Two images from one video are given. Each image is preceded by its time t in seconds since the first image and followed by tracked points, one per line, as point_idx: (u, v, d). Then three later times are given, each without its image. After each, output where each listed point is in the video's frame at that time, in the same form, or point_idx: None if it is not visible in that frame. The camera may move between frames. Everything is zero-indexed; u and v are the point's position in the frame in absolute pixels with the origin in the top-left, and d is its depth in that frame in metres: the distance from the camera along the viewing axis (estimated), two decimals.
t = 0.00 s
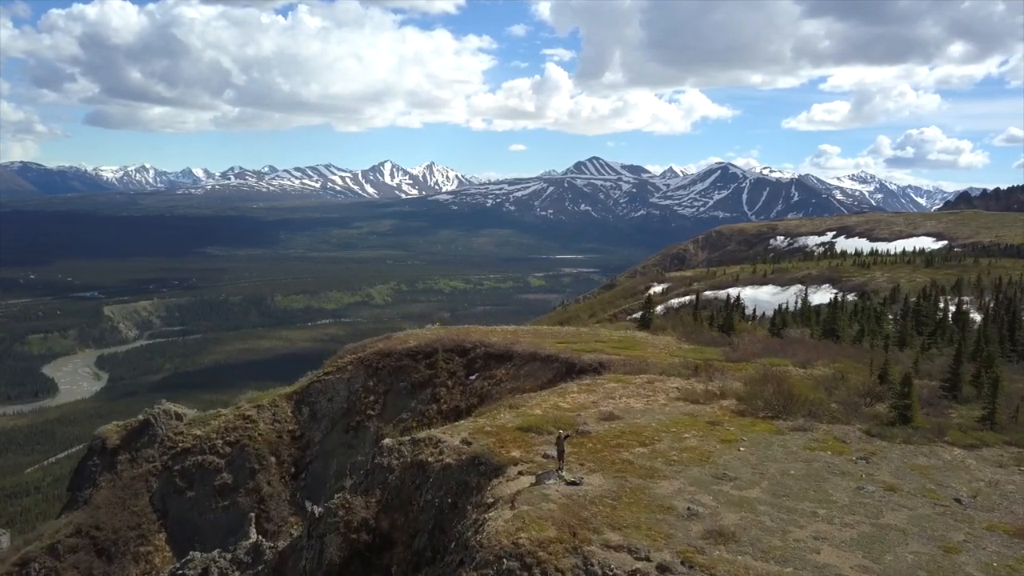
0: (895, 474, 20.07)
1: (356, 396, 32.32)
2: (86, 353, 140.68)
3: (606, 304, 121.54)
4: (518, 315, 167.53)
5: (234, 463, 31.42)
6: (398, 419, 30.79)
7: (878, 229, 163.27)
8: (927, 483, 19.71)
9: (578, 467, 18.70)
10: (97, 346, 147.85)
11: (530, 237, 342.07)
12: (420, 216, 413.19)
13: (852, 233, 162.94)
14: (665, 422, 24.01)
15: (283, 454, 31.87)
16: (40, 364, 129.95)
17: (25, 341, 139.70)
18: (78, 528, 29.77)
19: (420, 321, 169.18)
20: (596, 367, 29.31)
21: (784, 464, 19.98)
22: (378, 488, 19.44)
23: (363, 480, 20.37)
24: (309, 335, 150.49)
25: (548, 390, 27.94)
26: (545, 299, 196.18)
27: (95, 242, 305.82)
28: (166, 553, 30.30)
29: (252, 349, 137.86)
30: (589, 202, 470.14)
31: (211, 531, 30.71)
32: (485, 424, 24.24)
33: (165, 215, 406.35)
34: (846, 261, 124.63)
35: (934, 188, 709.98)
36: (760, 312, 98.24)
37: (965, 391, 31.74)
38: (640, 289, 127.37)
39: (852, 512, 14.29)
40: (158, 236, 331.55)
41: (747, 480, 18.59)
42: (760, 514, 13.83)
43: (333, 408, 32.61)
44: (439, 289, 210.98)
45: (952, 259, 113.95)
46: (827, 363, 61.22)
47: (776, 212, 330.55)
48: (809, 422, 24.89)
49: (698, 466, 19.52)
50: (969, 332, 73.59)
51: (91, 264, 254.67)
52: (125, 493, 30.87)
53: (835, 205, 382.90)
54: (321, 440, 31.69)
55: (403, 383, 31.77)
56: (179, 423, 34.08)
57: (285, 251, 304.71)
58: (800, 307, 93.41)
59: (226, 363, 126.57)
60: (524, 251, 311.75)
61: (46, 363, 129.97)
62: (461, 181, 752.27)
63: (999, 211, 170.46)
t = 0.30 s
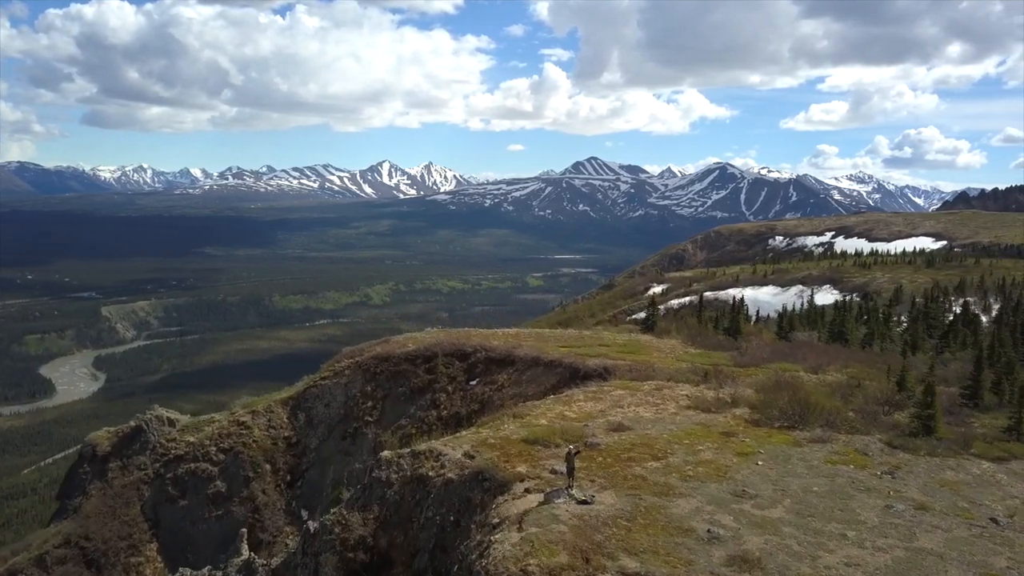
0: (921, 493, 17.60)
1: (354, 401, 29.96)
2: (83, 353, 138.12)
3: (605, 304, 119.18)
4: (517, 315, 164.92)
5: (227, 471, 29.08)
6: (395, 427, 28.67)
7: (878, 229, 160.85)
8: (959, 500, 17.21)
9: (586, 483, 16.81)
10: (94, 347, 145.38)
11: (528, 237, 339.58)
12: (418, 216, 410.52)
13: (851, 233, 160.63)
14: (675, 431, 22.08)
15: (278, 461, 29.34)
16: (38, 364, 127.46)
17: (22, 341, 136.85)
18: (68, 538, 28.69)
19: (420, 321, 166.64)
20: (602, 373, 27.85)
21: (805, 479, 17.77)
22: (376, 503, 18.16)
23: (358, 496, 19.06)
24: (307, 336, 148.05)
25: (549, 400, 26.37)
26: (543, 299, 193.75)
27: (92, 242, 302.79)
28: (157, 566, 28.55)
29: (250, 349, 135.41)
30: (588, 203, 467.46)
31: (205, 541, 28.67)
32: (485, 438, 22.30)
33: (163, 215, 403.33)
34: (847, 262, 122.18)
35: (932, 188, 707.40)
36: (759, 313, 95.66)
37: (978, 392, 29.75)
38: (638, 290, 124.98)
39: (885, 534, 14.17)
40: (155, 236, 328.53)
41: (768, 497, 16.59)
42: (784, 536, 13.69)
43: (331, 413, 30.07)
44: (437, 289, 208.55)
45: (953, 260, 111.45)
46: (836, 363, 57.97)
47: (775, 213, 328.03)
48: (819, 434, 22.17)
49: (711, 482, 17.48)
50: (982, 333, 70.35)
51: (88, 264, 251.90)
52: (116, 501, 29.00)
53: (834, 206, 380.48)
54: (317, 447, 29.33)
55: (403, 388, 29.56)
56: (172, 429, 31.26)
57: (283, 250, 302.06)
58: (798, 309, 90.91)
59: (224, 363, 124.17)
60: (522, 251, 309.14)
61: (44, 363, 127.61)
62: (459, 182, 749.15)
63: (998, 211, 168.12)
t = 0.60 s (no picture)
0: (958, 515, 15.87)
1: (350, 407, 29.36)
2: (81, 353, 135.28)
3: (604, 304, 116.42)
4: (517, 316, 162.21)
5: (220, 480, 29.33)
6: (395, 434, 27.77)
7: (878, 229, 158.03)
8: (996, 520, 15.78)
9: (602, 502, 14.64)
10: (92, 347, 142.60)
11: (527, 236, 336.99)
12: (417, 216, 407.43)
13: (851, 233, 157.89)
14: (686, 444, 20.79)
15: (273, 468, 29.15)
16: (35, 364, 124.73)
17: (18, 342, 133.46)
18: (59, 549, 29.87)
19: (418, 321, 163.91)
20: (608, 379, 26.60)
21: (831, 497, 16.60)
22: (375, 520, 16.29)
23: (355, 512, 17.36)
24: (304, 336, 145.29)
25: (551, 407, 25.06)
26: (542, 299, 190.78)
27: (88, 241, 299.22)
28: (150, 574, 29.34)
29: (247, 349, 132.68)
30: (586, 203, 464.28)
31: (198, 551, 29.11)
32: (491, 450, 20.47)
33: (161, 215, 399.78)
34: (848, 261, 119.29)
35: (931, 188, 704.36)
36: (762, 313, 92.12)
37: (1001, 398, 25.83)
38: (636, 291, 121.91)
39: (925, 560, 11.81)
40: (152, 236, 324.92)
41: (793, 518, 13.60)
42: (814, 562, 11.61)
43: (328, 419, 29.57)
44: (436, 289, 205.69)
45: (954, 259, 108.10)
46: (843, 358, 54.69)
47: (773, 213, 325.34)
48: (837, 441, 21.12)
49: (731, 499, 16.39)
50: (995, 337, 66.05)
51: (85, 264, 248.93)
52: (106, 511, 30.49)
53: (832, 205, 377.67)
54: (311, 454, 28.89)
55: (401, 394, 28.71)
56: (162, 436, 32.66)
57: (281, 251, 298.96)
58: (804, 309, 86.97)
59: (223, 362, 121.57)
60: (521, 251, 306.12)
61: (41, 363, 125.00)
62: (456, 182, 745.52)
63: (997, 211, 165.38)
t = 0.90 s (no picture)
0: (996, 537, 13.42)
1: (347, 412, 27.81)
2: (80, 354, 132.57)
3: (603, 305, 113.64)
4: (517, 316, 159.45)
5: (213, 489, 27.92)
6: (394, 441, 26.04)
7: (876, 230, 155.01)
8: None
9: (614, 522, 13.51)
10: (90, 346, 139.85)
11: (526, 236, 334.24)
12: (416, 216, 404.36)
13: (850, 233, 154.98)
14: (702, 458, 18.26)
15: (268, 477, 27.66)
16: (32, 364, 121.99)
17: (16, 342, 130.64)
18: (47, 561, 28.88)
19: (417, 321, 161.17)
20: (614, 387, 24.77)
21: (861, 517, 14.09)
22: (372, 540, 16.03)
23: (353, 530, 17.04)
24: (302, 335, 142.63)
25: (547, 420, 22.85)
26: (541, 299, 188.13)
27: (86, 242, 296.43)
28: None
29: (245, 349, 129.99)
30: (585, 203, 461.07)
31: (190, 562, 27.42)
32: (495, 466, 17.73)
33: (159, 215, 396.29)
34: (849, 261, 116.27)
35: (928, 188, 702.57)
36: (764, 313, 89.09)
37: None
38: (635, 291, 119.09)
39: None
40: (150, 236, 321.71)
41: (822, 542, 12.68)
42: None
43: (325, 426, 27.98)
44: (434, 289, 202.83)
45: (955, 259, 105.18)
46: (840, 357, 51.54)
47: (772, 213, 322.44)
48: (856, 455, 18.64)
49: (755, 521, 13.73)
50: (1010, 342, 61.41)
51: (83, 264, 246.04)
52: (97, 521, 29.26)
53: (829, 205, 375.18)
54: (307, 463, 27.34)
55: (401, 399, 27.05)
56: (155, 443, 31.37)
57: (280, 251, 296.02)
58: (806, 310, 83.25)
59: (222, 363, 118.94)
60: (519, 251, 303.38)
61: (39, 363, 122.42)
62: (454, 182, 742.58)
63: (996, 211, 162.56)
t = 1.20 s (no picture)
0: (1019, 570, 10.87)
1: (344, 418, 25.24)
2: (78, 354, 129.55)
3: (603, 305, 110.60)
4: (516, 316, 156.36)
5: (207, 497, 25.06)
6: (393, 450, 23.56)
7: (874, 231, 151.01)
8: None
9: (635, 544, 11.88)
10: (89, 346, 136.85)
11: (524, 236, 331.09)
12: (415, 216, 401.13)
13: (850, 233, 151.81)
14: (720, 472, 15.67)
15: (263, 486, 24.86)
16: (30, 364, 118.95)
17: (14, 342, 127.53)
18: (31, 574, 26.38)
19: (416, 321, 158.36)
20: (621, 393, 21.90)
21: (895, 540, 11.95)
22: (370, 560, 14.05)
23: (351, 550, 15.08)
24: (300, 336, 139.65)
25: (550, 432, 20.11)
26: (540, 299, 185.10)
27: (83, 242, 292.90)
28: None
29: (245, 349, 127.16)
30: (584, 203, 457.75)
31: None
32: (501, 482, 15.15)
33: (158, 214, 392.68)
34: (849, 262, 112.85)
35: (927, 189, 699.25)
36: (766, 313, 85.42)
37: None
38: (636, 291, 116.09)
39: None
40: (148, 235, 318.20)
41: (856, 567, 11.04)
42: None
43: (321, 433, 25.31)
44: (433, 289, 199.60)
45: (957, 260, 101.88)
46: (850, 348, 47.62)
47: (770, 212, 319.38)
48: (885, 469, 15.78)
49: (783, 545, 11.74)
50: None
51: (81, 265, 243.25)
52: (85, 531, 26.60)
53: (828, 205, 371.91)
54: (304, 469, 24.69)
55: (399, 406, 24.54)
56: (146, 451, 28.20)
57: (279, 251, 292.84)
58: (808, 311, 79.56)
59: (221, 363, 116.02)
60: (518, 251, 300.31)
61: (37, 363, 119.54)
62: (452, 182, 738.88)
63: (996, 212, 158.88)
